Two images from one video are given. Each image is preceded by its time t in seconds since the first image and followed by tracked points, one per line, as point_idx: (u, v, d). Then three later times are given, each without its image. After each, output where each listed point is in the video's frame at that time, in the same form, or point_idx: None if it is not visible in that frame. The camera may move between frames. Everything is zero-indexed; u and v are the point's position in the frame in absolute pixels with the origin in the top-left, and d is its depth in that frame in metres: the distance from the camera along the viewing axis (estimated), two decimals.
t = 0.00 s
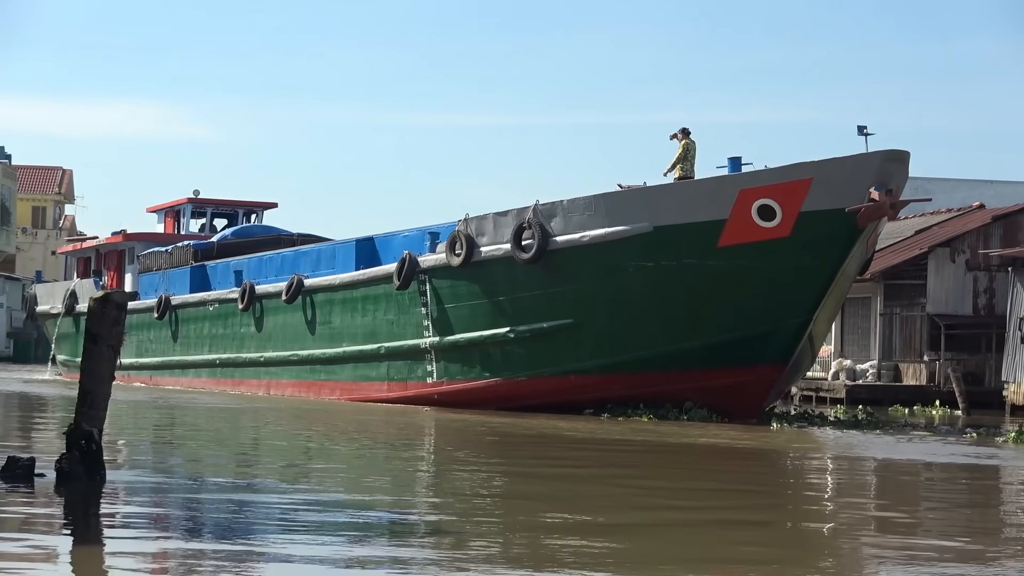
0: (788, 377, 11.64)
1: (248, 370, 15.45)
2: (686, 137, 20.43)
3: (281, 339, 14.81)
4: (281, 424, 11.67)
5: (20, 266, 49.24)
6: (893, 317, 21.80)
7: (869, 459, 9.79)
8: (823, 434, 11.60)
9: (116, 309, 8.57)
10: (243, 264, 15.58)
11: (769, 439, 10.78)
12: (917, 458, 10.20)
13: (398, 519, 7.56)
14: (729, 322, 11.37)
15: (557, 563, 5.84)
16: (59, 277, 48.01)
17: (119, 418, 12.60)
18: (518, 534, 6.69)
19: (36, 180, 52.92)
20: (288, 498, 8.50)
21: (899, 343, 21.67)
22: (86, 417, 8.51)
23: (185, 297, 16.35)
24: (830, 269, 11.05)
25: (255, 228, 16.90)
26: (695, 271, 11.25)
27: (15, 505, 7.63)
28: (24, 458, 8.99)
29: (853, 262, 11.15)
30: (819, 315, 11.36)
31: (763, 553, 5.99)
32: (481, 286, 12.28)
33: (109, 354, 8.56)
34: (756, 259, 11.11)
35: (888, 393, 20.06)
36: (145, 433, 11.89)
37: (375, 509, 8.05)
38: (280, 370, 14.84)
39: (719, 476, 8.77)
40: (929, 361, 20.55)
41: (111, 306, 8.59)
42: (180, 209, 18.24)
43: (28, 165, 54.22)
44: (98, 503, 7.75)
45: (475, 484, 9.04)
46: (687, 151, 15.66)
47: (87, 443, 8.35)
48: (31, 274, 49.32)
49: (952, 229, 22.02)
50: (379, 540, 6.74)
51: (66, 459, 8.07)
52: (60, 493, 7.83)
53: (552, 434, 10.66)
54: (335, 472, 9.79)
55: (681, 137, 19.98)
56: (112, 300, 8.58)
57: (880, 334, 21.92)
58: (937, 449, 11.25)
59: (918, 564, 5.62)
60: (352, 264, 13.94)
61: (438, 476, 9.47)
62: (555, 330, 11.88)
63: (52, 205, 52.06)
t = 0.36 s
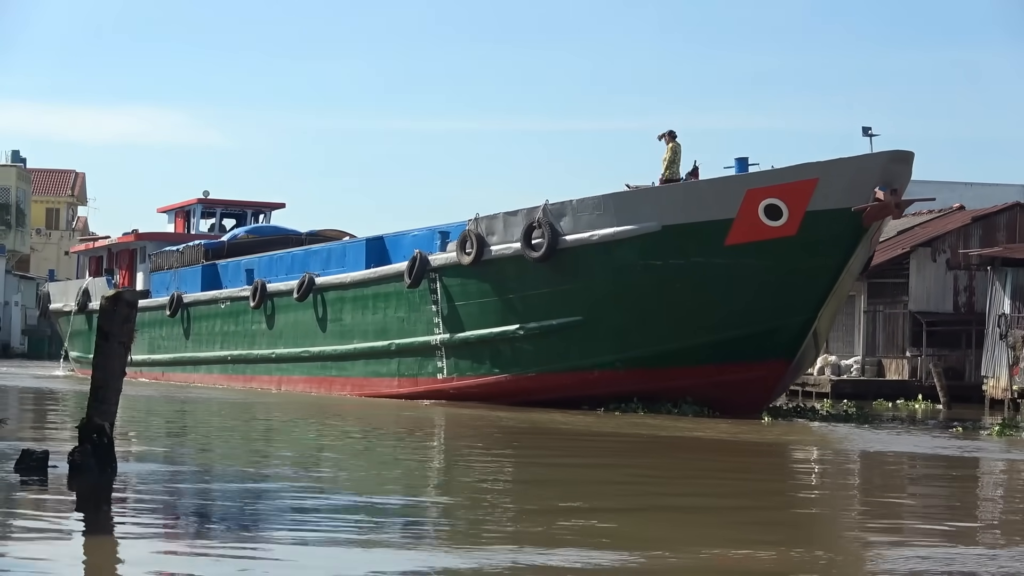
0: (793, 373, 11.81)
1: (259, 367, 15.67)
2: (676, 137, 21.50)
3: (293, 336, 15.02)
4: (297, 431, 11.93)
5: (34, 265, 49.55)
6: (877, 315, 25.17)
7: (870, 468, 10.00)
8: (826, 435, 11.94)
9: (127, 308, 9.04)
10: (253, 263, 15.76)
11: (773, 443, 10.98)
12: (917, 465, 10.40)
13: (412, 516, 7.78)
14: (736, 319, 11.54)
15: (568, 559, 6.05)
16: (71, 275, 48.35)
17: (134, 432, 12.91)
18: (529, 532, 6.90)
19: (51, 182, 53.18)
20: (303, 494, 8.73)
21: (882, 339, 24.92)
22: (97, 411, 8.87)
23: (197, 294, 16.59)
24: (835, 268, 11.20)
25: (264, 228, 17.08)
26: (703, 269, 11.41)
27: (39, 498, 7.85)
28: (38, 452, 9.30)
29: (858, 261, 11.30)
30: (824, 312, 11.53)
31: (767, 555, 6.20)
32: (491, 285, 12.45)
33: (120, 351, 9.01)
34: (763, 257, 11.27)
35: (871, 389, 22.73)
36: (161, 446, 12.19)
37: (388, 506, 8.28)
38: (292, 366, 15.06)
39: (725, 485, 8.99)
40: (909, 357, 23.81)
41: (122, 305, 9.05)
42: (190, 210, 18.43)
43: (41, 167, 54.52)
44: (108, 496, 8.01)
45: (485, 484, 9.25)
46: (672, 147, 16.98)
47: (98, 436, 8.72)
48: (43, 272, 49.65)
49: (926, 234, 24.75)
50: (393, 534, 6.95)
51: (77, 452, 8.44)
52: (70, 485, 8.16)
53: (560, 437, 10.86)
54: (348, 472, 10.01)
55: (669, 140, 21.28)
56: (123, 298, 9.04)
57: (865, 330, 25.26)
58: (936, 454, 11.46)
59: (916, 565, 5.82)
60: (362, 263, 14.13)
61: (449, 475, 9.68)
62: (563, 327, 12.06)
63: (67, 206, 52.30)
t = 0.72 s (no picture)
0: (808, 372, 11.69)
1: (262, 365, 15.52)
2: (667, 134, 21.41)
3: (296, 334, 14.86)
4: (301, 429, 11.79)
5: (31, 263, 49.29)
6: (874, 314, 25.10)
7: (884, 471, 9.88)
8: (837, 436, 11.82)
9: (124, 306, 9.15)
10: (256, 260, 15.68)
11: (785, 445, 10.84)
12: (929, 467, 10.29)
13: (425, 519, 7.63)
14: (751, 316, 11.41)
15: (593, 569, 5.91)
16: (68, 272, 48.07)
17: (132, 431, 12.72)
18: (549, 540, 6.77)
19: (47, 180, 52.86)
20: (312, 495, 8.57)
21: (879, 337, 24.87)
22: (94, 409, 8.98)
23: (198, 292, 16.44)
24: (852, 265, 11.08)
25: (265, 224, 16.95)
26: (717, 266, 11.29)
27: (42, 499, 7.69)
28: (35, 449, 9.06)
29: (875, 259, 11.18)
30: (840, 310, 11.40)
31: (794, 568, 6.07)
32: (501, 282, 12.30)
33: (118, 348, 9.12)
34: (779, 254, 11.15)
35: (868, 387, 22.59)
36: (160, 444, 12.01)
37: (400, 509, 8.13)
38: (296, 365, 14.91)
39: (741, 490, 8.85)
40: (907, 356, 23.78)
41: (119, 303, 9.16)
42: (189, 206, 18.26)
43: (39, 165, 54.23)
44: (105, 495, 8.03)
45: (496, 486, 9.10)
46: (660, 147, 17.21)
47: (95, 434, 8.83)
48: (40, 269, 49.36)
49: (923, 233, 24.69)
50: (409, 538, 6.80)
51: (74, 450, 8.53)
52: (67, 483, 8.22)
53: (570, 438, 10.72)
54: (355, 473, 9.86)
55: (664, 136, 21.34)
56: (120, 296, 9.15)
57: (862, 329, 25.19)
58: (949, 455, 11.33)
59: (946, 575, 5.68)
60: (367, 260, 14.01)
61: (459, 476, 9.54)
62: (575, 326, 11.92)
63: (63, 204, 52.06)
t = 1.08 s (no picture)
0: (824, 371, 11.55)
1: (265, 364, 15.40)
2: (664, 133, 21.34)
3: (301, 334, 14.74)
4: (305, 429, 11.65)
5: (30, 262, 49.09)
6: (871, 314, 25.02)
7: (897, 469, 9.77)
8: (849, 436, 11.68)
9: (122, 305, 9.06)
10: (258, 258, 15.56)
11: (796, 443, 10.73)
12: (942, 465, 10.18)
13: (435, 518, 7.50)
14: (768, 315, 11.28)
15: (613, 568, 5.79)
16: (65, 271, 47.86)
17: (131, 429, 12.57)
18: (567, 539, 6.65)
19: (44, 180, 52.62)
20: (319, 495, 8.44)
21: (876, 337, 24.79)
22: (91, 409, 8.99)
23: (200, 290, 16.31)
24: (870, 263, 10.96)
25: (265, 221, 16.82)
26: (733, 264, 11.18)
27: (41, 500, 7.53)
28: (33, 448, 8.88)
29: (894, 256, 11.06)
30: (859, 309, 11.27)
31: (817, 566, 5.95)
32: (511, 280, 12.18)
33: (115, 348, 9.04)
34: (797, 251, 11.03)
35: (866, 386, 22.52)
36: (161, 442, 11.86)
37: (409, 509, 8.01)
38: (300, 364, 14.77)
39: (755, 488, 8.73)
40: (904, 355, 23.66)
41: (116, 302, 9.07)
42: (188, 204, 18.12)
43: (39, 165, 54.02)
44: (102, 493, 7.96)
45: (506, 485, 8.98)
46: (657, 143, 17.15)
47: (93, 432, 8.82)
48: (38, 268, 49.14)
49: (920, 233, 24.64)
50: (423, 538, 6.67)
51: (72, 449, 8.50)
52: (66, 481, 8.22)
53: (579, 437, 10.60)
54: (361, 472, 9.74)
55: (660, 135, 21.32)
56: (118, 296, 9.06)
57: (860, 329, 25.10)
58: (961, 455, 11.20)
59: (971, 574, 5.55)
60: (373, 258, 13.89)
61: (467, 474, 9.41)
62: (588, 324, 11.79)
63: (63, 203, 51.62)
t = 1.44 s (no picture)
0: (842, 372, 11.43)
1: (270, 364, 15.28)
2: (665, 133, 21.25)
3: (306, 333, 14.62)
4: (309, 429, 11.53)
5: (26, 262, 48.87)
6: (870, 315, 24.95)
7: (909, 471, 9.66)
8: (860, 438, 11.59)
9: (119, 305, 8.88)
10: (262, 257, 15.45)
11: (809, 445, 10.63)
12: (956, 467, 10.08)
13: (447, 520, 7.38)
14: (785, 316, 11.17)
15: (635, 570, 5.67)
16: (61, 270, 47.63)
17: (133, 430, 12.43)
18: (586, 541, 6.54)
19: (41, 179, 52.37)
20: (326, 496, 8.32)
21: (875, 339, 24.73)
22: (88, 408, 8.87)
23: (201, 289, 16.20)
24: (890, 263, 10.84)
25: (267, 220, 16.73)
26: (749, 264, 11.08)
27: (41, 501, 7.40)
28: (31, 447, 8.75)
29: (914, 256, 10.95)
30: (878, 310, 11.15)
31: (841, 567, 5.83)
32: (523, 280, 12.08)
33: (113, 347, 8.90)
34: (814, 251, 10.93)
35: (864, 387, 22.45)
36: (161, 442, 11.73)
37: (419, 511, 7.90)
38: (305, 364, 14.67)
39: (769, 490, 8.62)
40: (902, 357, 23.55)
41: (114, 301, 8.89)
42: (188, 202, 18.00)
43: (38, 165, 53.78)
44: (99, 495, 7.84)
45: (517, 486, 8.87)
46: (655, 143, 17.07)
47: (91, 432, 8.70)
48: (34, 268, 48.89)
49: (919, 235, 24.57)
50: (438, 540, 6.56)
51: (68, 449, 8.41)
52: (62, 480, 8.11)
53: (590, 438, 10.50)
54: (367, 473, 9.62)
55: (660, 135, 21.25)
56: (115, 295, 8.87)
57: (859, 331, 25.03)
58: (974, 458, 11.11)
59: None
60: (379, 257, 13.76)
61: (477, 476, 9.30)
62: (601, 325, 11.69)
63: (60, 202, 51.31)
